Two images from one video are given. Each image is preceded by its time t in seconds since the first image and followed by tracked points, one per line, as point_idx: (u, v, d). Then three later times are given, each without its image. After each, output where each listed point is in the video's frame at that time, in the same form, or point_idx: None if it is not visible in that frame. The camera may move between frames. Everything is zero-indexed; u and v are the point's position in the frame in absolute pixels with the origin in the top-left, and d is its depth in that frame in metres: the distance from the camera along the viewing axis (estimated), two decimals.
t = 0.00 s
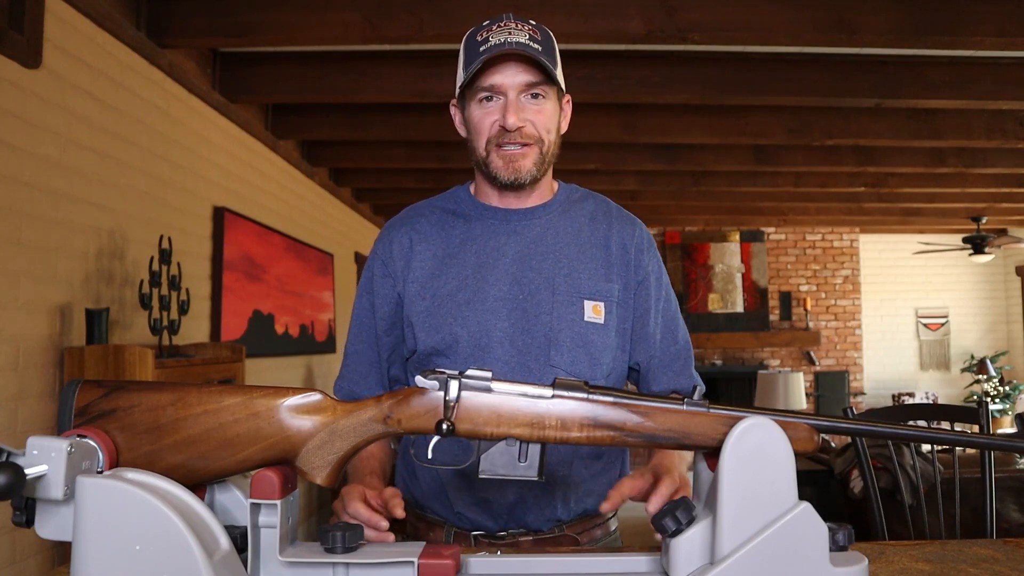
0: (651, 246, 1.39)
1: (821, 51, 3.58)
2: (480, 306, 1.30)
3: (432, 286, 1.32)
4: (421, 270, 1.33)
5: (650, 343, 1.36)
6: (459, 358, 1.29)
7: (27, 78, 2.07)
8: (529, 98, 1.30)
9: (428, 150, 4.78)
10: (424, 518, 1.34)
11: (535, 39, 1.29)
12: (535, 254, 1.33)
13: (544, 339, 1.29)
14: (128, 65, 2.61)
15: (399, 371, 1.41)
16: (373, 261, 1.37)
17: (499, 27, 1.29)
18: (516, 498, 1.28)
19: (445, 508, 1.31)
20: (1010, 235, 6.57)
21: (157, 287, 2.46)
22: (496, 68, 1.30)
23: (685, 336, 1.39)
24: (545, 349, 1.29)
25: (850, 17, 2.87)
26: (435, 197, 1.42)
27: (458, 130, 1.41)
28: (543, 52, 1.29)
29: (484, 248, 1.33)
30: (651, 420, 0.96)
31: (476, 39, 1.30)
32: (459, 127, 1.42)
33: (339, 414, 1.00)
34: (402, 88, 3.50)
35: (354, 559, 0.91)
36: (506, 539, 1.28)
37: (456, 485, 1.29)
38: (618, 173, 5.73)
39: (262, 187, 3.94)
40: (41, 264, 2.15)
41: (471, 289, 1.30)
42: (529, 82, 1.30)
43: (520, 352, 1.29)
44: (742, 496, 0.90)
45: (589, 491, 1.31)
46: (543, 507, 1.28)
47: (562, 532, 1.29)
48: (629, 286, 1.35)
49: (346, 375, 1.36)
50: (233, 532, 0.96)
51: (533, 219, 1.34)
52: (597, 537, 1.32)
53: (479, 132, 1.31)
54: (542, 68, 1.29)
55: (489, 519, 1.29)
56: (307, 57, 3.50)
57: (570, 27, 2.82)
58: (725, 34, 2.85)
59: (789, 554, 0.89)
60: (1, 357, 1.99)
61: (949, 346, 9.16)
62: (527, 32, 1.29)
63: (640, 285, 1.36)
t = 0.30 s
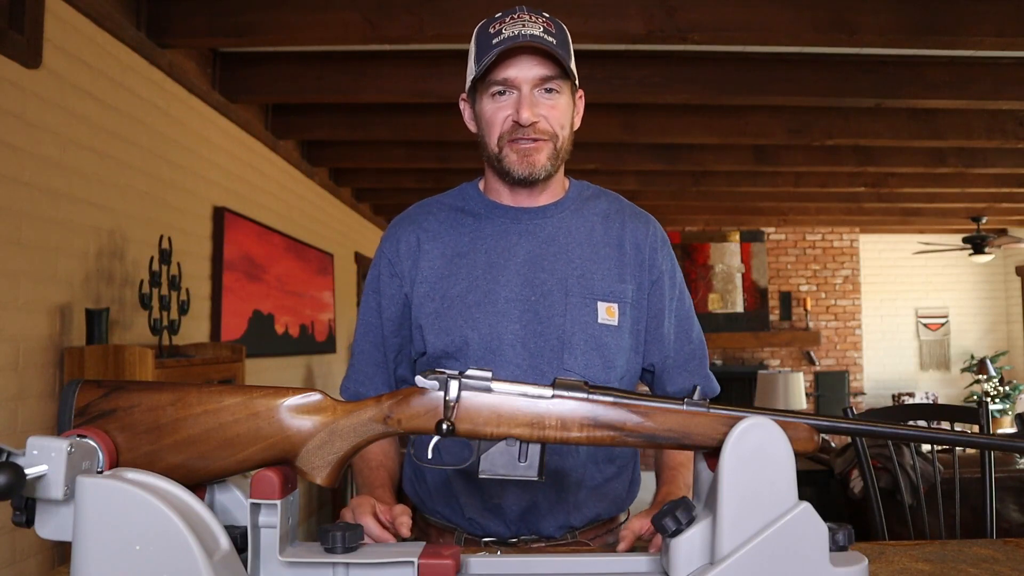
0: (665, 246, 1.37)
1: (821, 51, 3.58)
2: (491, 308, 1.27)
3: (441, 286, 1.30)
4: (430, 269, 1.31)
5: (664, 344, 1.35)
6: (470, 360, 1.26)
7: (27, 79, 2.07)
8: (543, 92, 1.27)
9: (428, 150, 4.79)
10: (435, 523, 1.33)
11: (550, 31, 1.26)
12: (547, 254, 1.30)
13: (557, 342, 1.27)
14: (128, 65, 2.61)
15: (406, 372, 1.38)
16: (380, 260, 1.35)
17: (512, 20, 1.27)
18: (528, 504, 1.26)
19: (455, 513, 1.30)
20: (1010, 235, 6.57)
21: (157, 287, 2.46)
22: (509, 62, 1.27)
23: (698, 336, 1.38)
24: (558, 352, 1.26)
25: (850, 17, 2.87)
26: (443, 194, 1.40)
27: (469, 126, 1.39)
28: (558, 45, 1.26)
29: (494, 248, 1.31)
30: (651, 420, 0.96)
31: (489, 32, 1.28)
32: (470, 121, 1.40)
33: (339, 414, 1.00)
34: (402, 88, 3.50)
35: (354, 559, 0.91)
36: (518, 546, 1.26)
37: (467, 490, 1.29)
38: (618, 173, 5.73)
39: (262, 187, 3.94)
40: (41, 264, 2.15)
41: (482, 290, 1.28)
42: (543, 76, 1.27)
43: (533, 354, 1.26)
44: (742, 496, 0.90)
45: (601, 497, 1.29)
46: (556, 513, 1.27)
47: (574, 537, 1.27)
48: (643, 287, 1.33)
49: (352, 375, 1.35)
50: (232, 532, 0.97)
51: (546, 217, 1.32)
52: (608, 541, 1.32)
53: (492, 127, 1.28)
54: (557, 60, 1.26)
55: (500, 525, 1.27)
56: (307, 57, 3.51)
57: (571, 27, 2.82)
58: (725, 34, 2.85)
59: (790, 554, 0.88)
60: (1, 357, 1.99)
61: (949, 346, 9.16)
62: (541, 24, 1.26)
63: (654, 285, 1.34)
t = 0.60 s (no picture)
0: (678, 247, 1.35)
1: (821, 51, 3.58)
2: (499, 311, 1.26)
3: (447, 287, 1.28)
4: (435, 270, 1.30)
5: (675, 347, 1.34)
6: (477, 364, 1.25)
7: (27, 78, 2.07)
8: (553, 90, 1.24)
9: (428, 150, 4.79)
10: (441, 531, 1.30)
11: (560, 25, 1.23)
12: (558, 256, 1.28)
13: (567, 346, 1.25)
14: (128, 65, 2.60)
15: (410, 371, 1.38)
16: (383, 261, 1.34)
17: (521, 13, 1.24)
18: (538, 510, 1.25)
19: (465, 519, 1.28)
20: (1010, 235, 6.58)
21: (157, 287, 2.46)
22: (518, 58, 1.24)
23: (708, 339, 1.38)
24: (568, 357, 1.25)
25: (850, 17, 2.86)
26: (449, 192, 1.38)
27: (477, 123, 1.36)
28: (568, 39, 1.23)
29: (502, 249, 1.29)
30: (651, 420, 0.96)
31: (497, 25, 1.25)
32: (478, 117, 1.37)
33: (339, 414, 1.00)
34: (402, 88, 3.50)
35: (354, 558, 0.91)
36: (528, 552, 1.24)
37: (474, 496, 1.28)
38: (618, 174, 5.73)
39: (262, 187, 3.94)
40: (41, 264, 2.15)
41: (489, 292, 1.26)
42: (553, 73, 1.24)
43: (542, 359, 1.25)
44: (742, 495, 0.90)
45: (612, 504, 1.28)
46: (566, 520, 1.24)
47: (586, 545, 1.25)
48: (656, 290, 1.31)
49: (355, 374, 1.36)
50: (232, 532, 0.97)
51: (557, 217, 1.31)
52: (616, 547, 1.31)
53: (500, 126, 1.25)
54: (568, 56, 1.23)
55: (510, 533, 1.26)
56: (307, 57, 3.51)
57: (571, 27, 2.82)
58: (725, 34, 2.85)
59: (789, 553, 0.88)
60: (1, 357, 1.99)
61: (949, 346, 9.16)
62: (551, 18, 1.23)
63: (667, 288, 1.33)
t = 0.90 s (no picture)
0: (685, 249, 1.35)
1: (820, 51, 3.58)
2: (501, 315, 1.25)
3: (449, 289, 1.28)
4: (437, 271, 1.30)
5: (682, 349, 1.34)
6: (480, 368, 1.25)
7: (27, 78, 2.07)
8: (560, 85, 1.24)
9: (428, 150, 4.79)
10: (442, 534, 1.30)
11: (568, 18, 1.23)
12: (562, 259, 1.28)
13: (572, 352, 1.25)
14: (128, 65, 2.60)
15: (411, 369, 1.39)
16: (384, 259, 1.34)
17: (527, 7, 1.24)
18: (541, 512, 1.24)
19: (466, 523, 1.28)
20: (1010, 235, 6.58)
21: (157, 287, 2.46)
22: (524, 53, 1.23)
23: (714, 340, 1.38)
24: (572, 364, 1.24)
25: (850, 17, 2.87)
26: (452, 189, 1.38)
27: (480, 118, 1.35)
28: (577, 33, 1.22)
29: (505, 251, 1.29)
30: (651, 420, 0.96)
31: (502, 19, 1.25)
32: (481, 114, 1.36)
33: (339, 414, 1.00)
34: (402, 88, 3.51)
35: (354, 559, 0.91)
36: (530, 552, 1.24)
37: (476, 500, 1.27)
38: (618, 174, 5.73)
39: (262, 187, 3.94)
40: (41, 264, 2.15)
41: (492, 296, 1.26)
42: (561, 68, 1.23)
43: (546, 364, 1.24)
44: (742, 495, 0.90)
45: (616, 507, 1.28)
46: (569, 522, 1.24)
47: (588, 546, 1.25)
48: (662, 293, 1.31)
49: (355, 371, 1.37)
50: (233, 532, 0.97)
51: (563, 218, 1.30)
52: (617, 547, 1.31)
53: (504, 123, 1.25)
54: (576, 50, 1.23)
55: (511, 537, 1.26)
56: (307, 57, 3.51)
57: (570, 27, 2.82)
58: (725, 33, 2.85)
59: (790, 553, 0.89)
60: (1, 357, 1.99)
61: (949, 346, 9.16)
62: (559, 11, 1.23)
63: (675, 291, 1.32)
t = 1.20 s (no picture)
0: (685, 247, 1.35)
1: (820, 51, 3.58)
2: (500, 318, 1.25)
3: (449, 291, 1.28)
4: (437, 273, 1.30)
5: (683, 347, 1.34)
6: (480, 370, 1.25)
7: (27, 79, 2.07)
8: (559, 88, 1.24)
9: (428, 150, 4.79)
10: (441, 532, 1.31)
11: (567, 20, 1.23)
12: (562, 260, 1.28)
13: (571, 355, 1.25)
14: (128, 65, 2.60)
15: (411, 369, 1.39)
16: (384, 260, 1.34)
17: (525, 8, 1.23)
18: (540, 511, 1.24)
19: (465, 522, 1.28)
20: (1010, 235, 6.58)
21: (157, 287, 2.46)
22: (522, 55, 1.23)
23: (717, 338, 1.38)
24: (572, 366, 1.24)
25: (851, 17, 2.87)
26: (452, 188, 1.38)
27: (479, 120, 1.35)
28: (575, 35, 1.22)
29: (504, 253, 1.29)
30: (651, 420, 0.96)
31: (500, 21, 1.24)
32: (480, 115, 1.36)
33: (339, 414, 1.00)
34: (402, 88, 3.51)
35: (353, 559, 0.91)
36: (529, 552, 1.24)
37: (475, 500, 1.27)
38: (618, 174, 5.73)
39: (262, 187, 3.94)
40: (41, 264, 2.15)
41: (492, 298, 1.26)
42: (560, 71, 1.23)
43: (546, 367, 1.24)
44: (742, 495, 0.90)
45: (616, 506, 1.27)
46: (568, 521, 1.25)
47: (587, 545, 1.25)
48: (662, 293, 1.31)
49: (356, 371, 1.37)
50: (233, 532, 0.97)
51: (562, 220, 1.30)
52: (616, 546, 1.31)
53: (503, 126, 1.25)
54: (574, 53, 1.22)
55: (511, 538, 1.26)
56: (307, 57, 3.51)
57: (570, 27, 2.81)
58: (725, 33, 2.85)
59: (789, 553, 0.88)
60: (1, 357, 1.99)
61: (949, 346, 9.16)
62: (558, 13, 1.23)
63: (675, 289, 1.32)
